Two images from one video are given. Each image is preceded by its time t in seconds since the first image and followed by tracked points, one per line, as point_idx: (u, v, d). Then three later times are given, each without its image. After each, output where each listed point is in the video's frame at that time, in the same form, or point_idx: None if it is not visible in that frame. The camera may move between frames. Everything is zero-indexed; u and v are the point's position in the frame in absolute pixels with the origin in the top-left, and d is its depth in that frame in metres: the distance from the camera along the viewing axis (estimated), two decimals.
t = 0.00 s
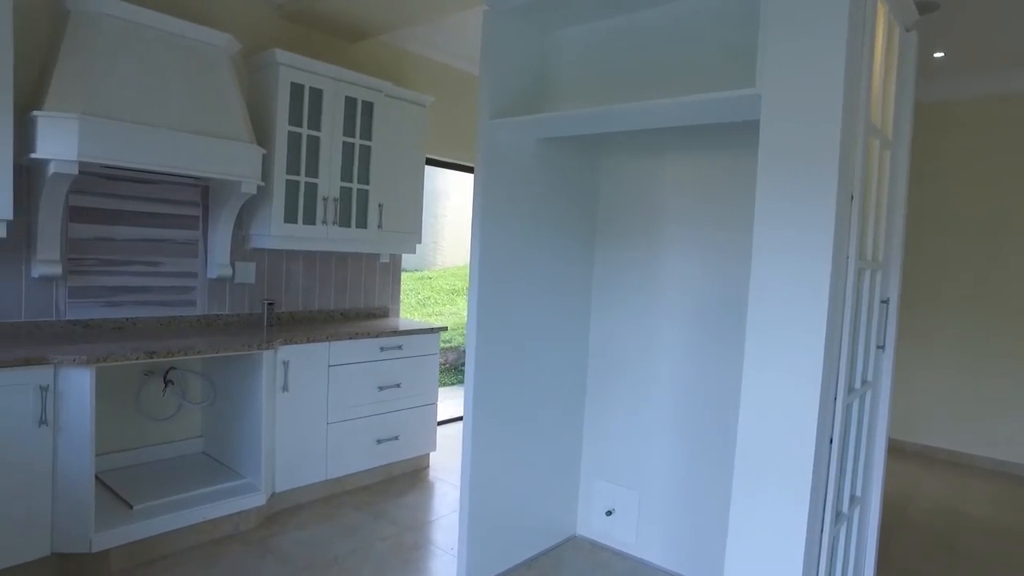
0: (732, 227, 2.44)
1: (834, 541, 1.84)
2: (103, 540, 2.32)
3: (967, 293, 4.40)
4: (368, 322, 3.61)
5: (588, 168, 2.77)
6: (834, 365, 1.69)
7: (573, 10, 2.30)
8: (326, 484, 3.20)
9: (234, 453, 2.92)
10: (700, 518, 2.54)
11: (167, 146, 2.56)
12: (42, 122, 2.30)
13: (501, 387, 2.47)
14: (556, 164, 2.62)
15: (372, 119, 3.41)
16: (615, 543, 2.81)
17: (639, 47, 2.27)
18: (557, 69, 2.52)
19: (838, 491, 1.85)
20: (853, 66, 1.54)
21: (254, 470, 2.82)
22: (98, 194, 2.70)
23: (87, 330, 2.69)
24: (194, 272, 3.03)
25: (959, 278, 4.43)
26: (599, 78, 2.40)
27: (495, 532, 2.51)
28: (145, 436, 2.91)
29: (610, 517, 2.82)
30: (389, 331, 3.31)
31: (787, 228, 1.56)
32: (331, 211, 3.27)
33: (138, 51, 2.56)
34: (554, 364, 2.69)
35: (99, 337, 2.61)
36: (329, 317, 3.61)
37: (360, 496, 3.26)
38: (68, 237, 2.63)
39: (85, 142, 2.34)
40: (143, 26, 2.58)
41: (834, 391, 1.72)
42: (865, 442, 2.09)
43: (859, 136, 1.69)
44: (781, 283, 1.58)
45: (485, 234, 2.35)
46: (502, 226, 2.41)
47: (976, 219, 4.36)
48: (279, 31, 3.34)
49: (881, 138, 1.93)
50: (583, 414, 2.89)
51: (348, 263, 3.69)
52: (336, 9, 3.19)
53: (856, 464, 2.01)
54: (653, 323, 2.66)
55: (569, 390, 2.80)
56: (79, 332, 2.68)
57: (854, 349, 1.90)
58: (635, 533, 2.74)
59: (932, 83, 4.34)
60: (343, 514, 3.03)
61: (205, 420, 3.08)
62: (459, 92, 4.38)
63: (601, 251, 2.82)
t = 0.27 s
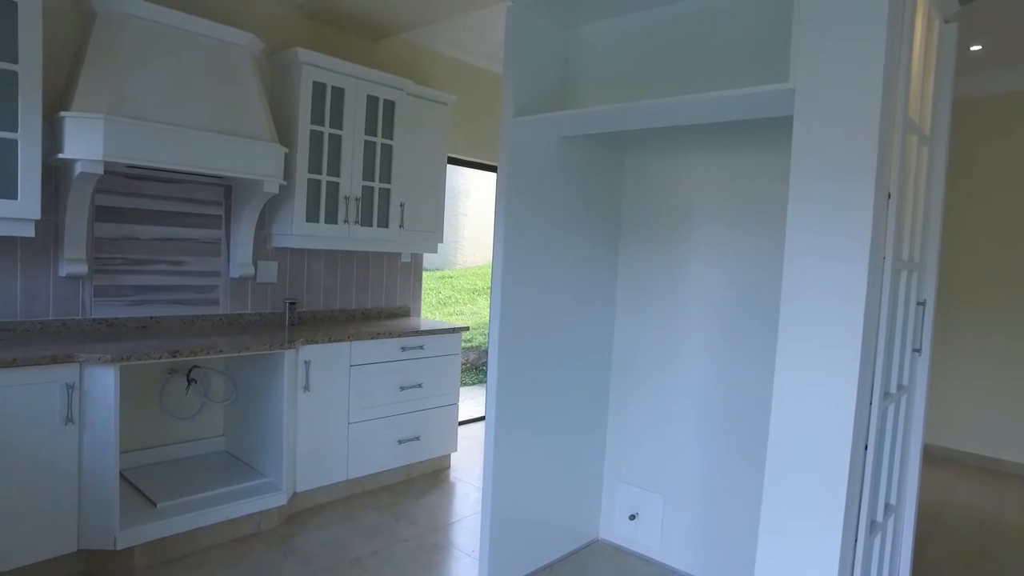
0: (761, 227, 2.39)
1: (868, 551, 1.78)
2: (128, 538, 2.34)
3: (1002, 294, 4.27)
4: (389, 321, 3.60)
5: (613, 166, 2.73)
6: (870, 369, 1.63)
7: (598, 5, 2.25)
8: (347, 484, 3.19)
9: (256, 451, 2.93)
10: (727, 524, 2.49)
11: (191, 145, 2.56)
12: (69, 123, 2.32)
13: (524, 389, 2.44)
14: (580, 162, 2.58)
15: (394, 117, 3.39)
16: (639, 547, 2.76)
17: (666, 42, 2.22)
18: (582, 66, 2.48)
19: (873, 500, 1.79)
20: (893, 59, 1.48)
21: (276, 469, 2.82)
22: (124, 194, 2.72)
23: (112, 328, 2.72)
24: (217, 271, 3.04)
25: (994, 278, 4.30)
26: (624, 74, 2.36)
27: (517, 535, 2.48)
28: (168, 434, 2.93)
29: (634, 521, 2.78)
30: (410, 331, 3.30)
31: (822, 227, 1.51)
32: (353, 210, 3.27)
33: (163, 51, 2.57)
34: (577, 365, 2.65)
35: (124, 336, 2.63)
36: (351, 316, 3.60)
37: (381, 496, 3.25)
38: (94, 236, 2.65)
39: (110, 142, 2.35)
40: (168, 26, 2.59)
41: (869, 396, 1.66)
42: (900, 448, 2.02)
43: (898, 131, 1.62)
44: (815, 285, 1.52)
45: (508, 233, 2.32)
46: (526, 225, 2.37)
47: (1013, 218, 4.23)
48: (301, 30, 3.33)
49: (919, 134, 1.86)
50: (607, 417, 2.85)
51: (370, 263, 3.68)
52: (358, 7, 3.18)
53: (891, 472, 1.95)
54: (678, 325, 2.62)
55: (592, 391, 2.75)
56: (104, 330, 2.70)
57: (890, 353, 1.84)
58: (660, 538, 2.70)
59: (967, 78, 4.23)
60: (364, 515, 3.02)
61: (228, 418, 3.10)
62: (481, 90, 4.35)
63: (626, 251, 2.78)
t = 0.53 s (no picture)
0: (790, 226, 2.33)
1: (903, 562, 1.71)
2: (151, 535, 2.34)
3: None
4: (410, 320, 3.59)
5: (637, 165, 2.68)
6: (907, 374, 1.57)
7: None
8: (367, 484, 3.18)
9: (277, 450, 2.93)
10: (753, 529, 2.43)
11: (213, 144, 2.56)
12: (93, 123, 2.34)
13: (546, 390, 2.40)
14: (604, 161, 2.54)
15: (414, 116, 3.38)
16: (661, 552, 2.71)
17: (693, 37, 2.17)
18: (606, 62, 2.43)
19: (908, 508, 1.72)
20: (934, 50, 1.42)
21: (296, 469, 2.82)
22: (147, 193, 2.73)
23: (135, 327, 2.73)
24: (238, 270, 3.05)
25: None
26: (649, 70, 2.31)
27: (538, 538, 2.45)
28: (190, 432, 2.94)
29: (657, 525, 2.73)
30: (431, 331, 3.28)
31: (858, 226, 1.45)
32: (374, 209, 3.25)
33: (186, 51, 2.58)
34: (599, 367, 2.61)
35: (147, 334, 2.64)
36: (371, 315, 3.60)
37: (401, 496, 3.24)
38: (118, 235, 2.67)
39: (133, 142, 2.36)
40: (191, 26, 2.60)
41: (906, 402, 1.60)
42: (936, 455, 1.95)
43: (937, 126, 1.56)
44: (850, 286, 1.46)
45: (530, 232, 2.28)
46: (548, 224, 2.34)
47: None
48: (323, 29, 3.33)
49: (959, 129, 1.78)
50: (629, 419, 2.80)
51: (391, 262, 3.67)
52: (379, 6, 3.17)
53: (926, 479, 1.88)
54: (704, 326, 2.56)
55: (615, 393, 2.71)
56: (127, 329, 2.72)
57: (927, 356, 1.77)
58: (684, 543, 2.64)
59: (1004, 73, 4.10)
60: (384, 515, 3.01)
61: (249, 417, 3.10)
62: (502, 88, 4.32)
63: (649, 250, 2.73)
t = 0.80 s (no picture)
0: (818, 223, 2.26)
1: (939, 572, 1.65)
2: (171, 532, 2.35)
3: None
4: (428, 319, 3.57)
5: (659, 161, 2.63)
6: (945, 377, 1.51)
7: None
8: (385, 483, 3.17)
9: (296, 448, 2.93)
10: (779, 533, 2.37)
11: (233, 142, 2.56)
12: (115, 121, 2.34)
13: (566, 390, 2.36)
14: (626, 157, 2.50)
15: (434, 113, 3.36)
16: (683, 555, 2.66)
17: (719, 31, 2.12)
18: (628, 57, 2.39)
19: (944, 516, 1.66)
20: (976, 39, 1.36)
21: (315, 467, 2.81)
22: (168, 191, 2.74)
23: (156, 325, 2.74)
24: (258, 268, 3.05)
25: None
26: (672, 65, 2.26)
27: (558, 540, 2.41)
28: (210, 430, 2.95)
29: (679, 528, 2.68)
30: (450, 330, 3.25)
31: (895, 222, 1.40)
32: (393, 207, 3.24)
33: (206, 49, 2.58)
34: (620, 367, 2.57)
35: (167, 332, 2.65)
36: (390, 314, 3.58)
37: (419, 496, 3.22)
38: (140, 232, 2.68)
39: (154, 139, 2.36)
40: (211, 24, 2.60)
41: (943, 406, 1.54)
42: (972, 460, 1.88)
43: (977, 119, 1.50)
44: (885, 284, 1.41)
45: (550, 229, 2.24)
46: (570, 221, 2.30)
47: None
48: (342, 27, 3.32)
49: (999, 122, 1.72)
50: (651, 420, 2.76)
51: (410, 260, 3.66)
52: (399, 3, 3.15)
53: (963, 486, 1.81)
54: (728, 325, 2.51)
55: (636, 394, 2.66)
56: (148, 326, 2.73)
57: (964, 359, 1.71)
58: (707, 546, 2.59)
59: None
60: (402, 515, 2.99)
61: (268, 415, 3.11)
62: (521, 86, 4.29)
63: (672, 248, 2.68)
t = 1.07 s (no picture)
0: (850, 222, 2.20)
1: None
2: (194, 530, 2.35)
3: None
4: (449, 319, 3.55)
5: (685, 159, 2.59)
6: (987, 382, 1.45)
7: None
8: (406, 483, 3.16)
9: (317, 448, 2.93)
10: (808, 540, 2.30)
11: (255, 141, 2.56)
12: (140, 120, 2.36)
13: (590, 391, 2.33)
14: (651, 155, 2.45)
15: (455, 112, 3.34)
16: (707, 560, 2.61)
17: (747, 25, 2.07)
18: (653, 53, 2.35)
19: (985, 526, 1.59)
20: None
21: (336, 466, 2.81)
22: (191, 191, 2.76)
23: (179, 323, 2.76)
24: (279, 267, 3.06)
25: None
26: (700, 61, 2.21)
27: (580, 544, 2.38)
28: (232, 428, 2.96)
29: (703, 532, 2.63)
30: (471, 329, 3.23)
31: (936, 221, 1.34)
32: (414, 206, 3.22)
33: (229, 48, 2.59)
34: (644, 368, 2.52)
35: (190, 330, 2.66)
36: (411, 313, 3.57)
37: (439, 496, 3.20)
38: (163, 231, 2.70)
39: (177, 139, 2.37)
40: (234, 24, 2.60)
41: (985, 413, 1.47)
42: (1014, 469, 1.80)
43: None
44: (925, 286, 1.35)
45: (574, 228, 2.21)
46: (594, 219, 2.27)
47: None
48: (364, 26, 3.32)
49: None
50: (675, 422, 2.71)
51: (430, 259, 3.64)
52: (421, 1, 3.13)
53: (1004, 495, 1.74)
54: (755, 326, 2.45)
55: (660, 396, 2.62)
56: (171, 325, 2.74)
57: (1007, 363, 1.64)
58: (733, 552, 2.53)
59: None
60: (423, 515, 2.98)
61: (289, 414, 3.11)
62: (543, 83, 4.25)
63: (697, 248, 2.64)
